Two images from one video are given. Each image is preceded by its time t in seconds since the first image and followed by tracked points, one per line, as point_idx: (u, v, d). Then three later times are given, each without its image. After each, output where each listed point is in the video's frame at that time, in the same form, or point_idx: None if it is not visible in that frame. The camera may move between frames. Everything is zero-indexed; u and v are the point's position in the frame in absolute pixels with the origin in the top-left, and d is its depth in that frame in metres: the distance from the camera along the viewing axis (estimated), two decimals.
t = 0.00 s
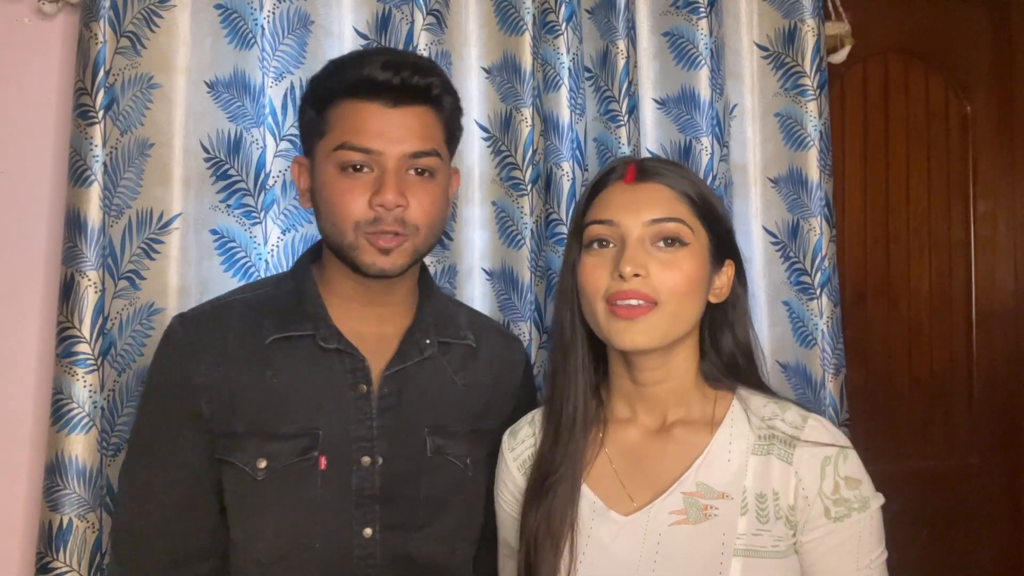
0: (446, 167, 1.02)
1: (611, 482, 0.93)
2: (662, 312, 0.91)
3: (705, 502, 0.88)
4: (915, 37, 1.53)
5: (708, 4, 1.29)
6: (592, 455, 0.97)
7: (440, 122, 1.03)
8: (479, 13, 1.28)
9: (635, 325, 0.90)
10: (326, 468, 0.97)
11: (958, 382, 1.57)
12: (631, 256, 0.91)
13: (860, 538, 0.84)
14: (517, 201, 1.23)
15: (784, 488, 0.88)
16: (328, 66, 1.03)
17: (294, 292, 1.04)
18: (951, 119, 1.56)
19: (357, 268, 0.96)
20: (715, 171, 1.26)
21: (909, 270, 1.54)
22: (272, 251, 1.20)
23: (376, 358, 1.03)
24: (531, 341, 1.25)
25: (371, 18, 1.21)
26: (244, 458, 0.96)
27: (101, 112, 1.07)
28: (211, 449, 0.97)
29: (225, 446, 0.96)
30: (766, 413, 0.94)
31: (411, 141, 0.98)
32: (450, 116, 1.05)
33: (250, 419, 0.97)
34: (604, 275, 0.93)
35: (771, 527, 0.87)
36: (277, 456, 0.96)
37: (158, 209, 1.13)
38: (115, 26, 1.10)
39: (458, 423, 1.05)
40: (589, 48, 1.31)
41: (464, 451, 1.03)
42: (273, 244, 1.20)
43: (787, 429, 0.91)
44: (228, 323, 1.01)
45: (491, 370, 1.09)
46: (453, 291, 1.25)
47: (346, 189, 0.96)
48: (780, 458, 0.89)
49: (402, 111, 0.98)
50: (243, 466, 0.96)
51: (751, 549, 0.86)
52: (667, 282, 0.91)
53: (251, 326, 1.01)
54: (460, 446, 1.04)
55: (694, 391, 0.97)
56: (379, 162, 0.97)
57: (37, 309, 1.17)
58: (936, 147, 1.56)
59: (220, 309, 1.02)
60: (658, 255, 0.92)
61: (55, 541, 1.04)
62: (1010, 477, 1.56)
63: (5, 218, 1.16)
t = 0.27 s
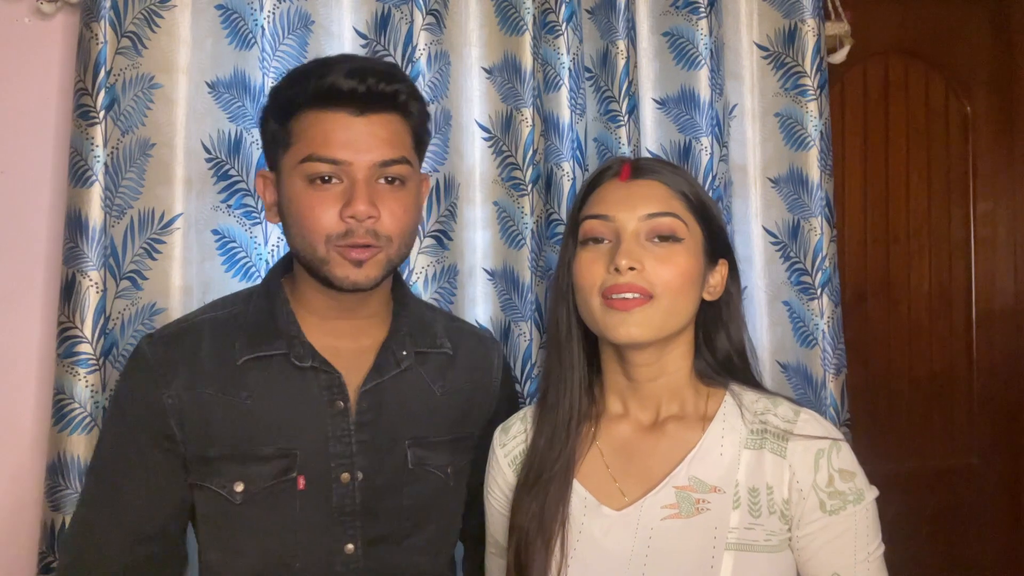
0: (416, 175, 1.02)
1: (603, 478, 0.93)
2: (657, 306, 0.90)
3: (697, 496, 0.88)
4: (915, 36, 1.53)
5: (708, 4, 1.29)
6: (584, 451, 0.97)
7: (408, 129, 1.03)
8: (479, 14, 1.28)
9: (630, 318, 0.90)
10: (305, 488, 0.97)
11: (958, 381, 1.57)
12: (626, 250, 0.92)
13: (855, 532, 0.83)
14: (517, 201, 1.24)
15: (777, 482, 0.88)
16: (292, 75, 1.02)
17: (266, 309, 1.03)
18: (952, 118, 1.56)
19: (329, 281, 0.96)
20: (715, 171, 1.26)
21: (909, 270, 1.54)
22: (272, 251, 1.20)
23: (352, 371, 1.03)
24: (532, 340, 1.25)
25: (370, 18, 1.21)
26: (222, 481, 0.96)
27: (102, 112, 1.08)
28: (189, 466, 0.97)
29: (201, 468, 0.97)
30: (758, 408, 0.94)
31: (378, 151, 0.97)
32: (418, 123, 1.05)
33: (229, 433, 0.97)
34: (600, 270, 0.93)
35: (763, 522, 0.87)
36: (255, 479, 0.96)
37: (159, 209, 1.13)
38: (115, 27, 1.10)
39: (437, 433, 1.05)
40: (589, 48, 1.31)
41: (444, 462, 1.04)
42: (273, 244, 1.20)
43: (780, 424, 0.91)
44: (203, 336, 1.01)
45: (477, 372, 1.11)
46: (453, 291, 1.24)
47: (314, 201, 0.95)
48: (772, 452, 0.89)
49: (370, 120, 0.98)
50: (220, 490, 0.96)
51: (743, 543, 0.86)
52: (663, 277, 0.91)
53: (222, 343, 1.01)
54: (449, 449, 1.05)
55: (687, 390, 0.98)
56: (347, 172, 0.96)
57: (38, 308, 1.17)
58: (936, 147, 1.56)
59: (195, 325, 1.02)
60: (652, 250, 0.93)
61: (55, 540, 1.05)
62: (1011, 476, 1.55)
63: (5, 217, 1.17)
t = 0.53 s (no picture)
0: (424, 196, 0.95)
1: (600, 475, 0.93)
2: (654, 307, 0.90)
3: (694, 494, 0.88)
4: (915, 37, 1.53)
5: (708, 4, 1.29)
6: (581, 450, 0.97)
7: (412, 154, 0.93)
8: (479, 14, 1.28)
9: (627, 319, 0.90)
10: (300, 478, 0.96)
11: (958, 382, 1.56)
12: (623, 251, 0.92)
13: (854, 532, 0.83)
14: (517, 201, 1.23)
15: (775, 480, 0.88)
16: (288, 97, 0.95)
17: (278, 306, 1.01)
18: (951, 119, 1.56)
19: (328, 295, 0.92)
20: (715, 171, 1.26)
21: (909, 270, 1.54)
22: (272, 251, 1.19)
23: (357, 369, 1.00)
24: (532, 341, 1.25)
25: (371, 18, 1.21)
26: (218, 462, 0.95)
27: (102, 112, 1.08)
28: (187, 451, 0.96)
29: (199, 450, 0.95)
30: (756, 407, 0.94)
31: (382, 182, 0.89)
32: (429, 150, 0.97)
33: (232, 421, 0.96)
34: (596, 271, 0.93)
35: (760, 519, 0.87)
36: (252, 463, 0.95)
37: (159, 209, 1.13)
38: (115, 27, 1.10)
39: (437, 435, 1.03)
40: (589, 48, 1.31)
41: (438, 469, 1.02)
42: (273, 243, 1.19)
43: (778, 423, 0.91)
44: (211, 327, 0.99)
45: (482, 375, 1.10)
46: (454, 291, 1.24)
47: (314, 227, 0.89)
48: (770, 450, 0.89)
49: (375, 148, 0.89)
50: (216, 473, 0.95)
51: (739, 540, 0.86)
52: (660, 278, 0.91)
53: (228, 331, 1.00)
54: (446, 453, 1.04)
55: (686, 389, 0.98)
56: (348, 201, 0.89)
57: (37, 308, 1.17)
58: (936, 147, 1.56)
59: (200, 314, 1.00)
60: (649, 252, 0.92)
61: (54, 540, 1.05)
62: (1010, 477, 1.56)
63: (4, 217, 1.16)
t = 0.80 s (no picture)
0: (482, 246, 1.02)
1: (598, 472, 0.94)
2: (651, 310, 0.91)
3: (691, 490, 0.88)
4: (915, 37, 1.53)
5: (708, 4, 1.29)
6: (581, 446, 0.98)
7: (484, 206, 1.01)
8: (479, 13, 1.28)
9: (626, 321, 0.90)
10: (302, 490, 0.97)
11: (958, 381, 1.57)
12: (622, 254, 0.92)
13: (853, 531, 0.82)
14: (517, 202, 1.23)
15: (773, 478, 0.88)
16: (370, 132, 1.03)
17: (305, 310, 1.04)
18: (951, 118, 1.56)
19: (374, 326, 0.98)
20: (715, 171, 1.26)
21: (909, 270, 1.54)
22: (272, 251, 1.20)
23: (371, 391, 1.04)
24: (531, 341, 1.24)
25: (370, 18, 1.22)
26: (226, 462, 0.96)
27: (102, 112, 1.08)
28: (196, 450, 0.97)
29: (210, 450, 0.96)
30: (755, 406, 0.94)
31: (455, 225, 0.96)
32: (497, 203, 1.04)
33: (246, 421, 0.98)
34: (596, 275, 0.93)
35: (758, 517, 0.86)
36: (259, 467, 0.96)
37: (160, 209, 1.13)
38: (115, 27, 1.10)
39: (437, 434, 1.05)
40: (589, 48, 1.31)
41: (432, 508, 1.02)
42: (273, 243, 1.20)
43: (776, 423, 0.91)
44: (241, 322, 1.02)
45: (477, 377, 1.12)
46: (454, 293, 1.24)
47: (378, 256, 0.95)
48: (768, 447, 0.89)
49: (453, 196, 0.96)
50: (223, 472, 0.96)
51: (736, 537, 0.86)
52: (658, 281, 0.91)
53: (256, 331, 1.02)
54: (447, 457, 1.04)
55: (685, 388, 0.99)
56: (419, 241, 0.95)
57: (37, 309, 1.17)
58: (937, 147, 1.56)
59: (231, 312, 1.03)
60: (648, 255, 0.92)
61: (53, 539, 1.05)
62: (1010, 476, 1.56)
63: (4, 217, 1.17)
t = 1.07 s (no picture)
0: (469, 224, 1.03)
1: (596, 471, 0.94)
2: (651, 310, 0.91)
3: (689, 490, 0.88)
4: (915, 37, 1.53)
5: (708, 4, 1.29)
6: (579, 445, 0.98)
7: (470, 181, 1.02)
8: (479, 13, 1.28)
9: (624, 320, 0.90)
10: (297, 481, 0.96)
11: (958, 381, 1.57)
12: (621, 256, 0.92)
13: (851, 530, 0.82)
14: (517, 202, 1.23)
15: (771, 478, 0.88)
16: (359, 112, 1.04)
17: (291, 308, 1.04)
18: (951, 119, 1.56)
19: (361, 302, 0.97)
20: (715, 171, 1.26)
21: (909, 270, 1.54)
22: (271, 250, 1.20)
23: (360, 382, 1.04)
24: (532, 341, 1.24)
25: (371, 18, 1.22)
26: (220, 458, 0.96)
27: (102, 112, 1.08)
28: (190, 445, 0.97)
29: (203, 446, 0.97)
30: (753, 406, 0.94)
31: (442, 199, 0.98)
32: (483, 179, 1.06)
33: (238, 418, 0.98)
34: (594, 276, 0.93)
35: (756, 516, 0.86)
36: (252, 461, 0.96)
37: (159, 209, 1.13)
38: (116, 26, 1.10)
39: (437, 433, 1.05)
40: (588, 48, 1.31)
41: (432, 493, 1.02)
42: (272, 243, 1.20)
43: (774, 423, 0.91)
44: (229, 322, 1.03)
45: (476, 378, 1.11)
46: (453, 292, 1.24)
47: (366, 230, 0.96)
48: (766, 447, 0.89)
49: (439, 169, 0.98)
50: (216, 466, 0.96)
51: (734, 536, 0.86)
52: (657, 282, 0.91)
53: (244, 331, 1.03)
54: (446, 455, 1.05)
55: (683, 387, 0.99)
56: (406, 214, 0.96)
57: (37, 309, 1.17)
58: (936, 147, 1.56)
59: (219, 310, 1.04)
60: (647, 256, 0.93)
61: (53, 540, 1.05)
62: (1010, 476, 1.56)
63: (4, 217, 1.17)
